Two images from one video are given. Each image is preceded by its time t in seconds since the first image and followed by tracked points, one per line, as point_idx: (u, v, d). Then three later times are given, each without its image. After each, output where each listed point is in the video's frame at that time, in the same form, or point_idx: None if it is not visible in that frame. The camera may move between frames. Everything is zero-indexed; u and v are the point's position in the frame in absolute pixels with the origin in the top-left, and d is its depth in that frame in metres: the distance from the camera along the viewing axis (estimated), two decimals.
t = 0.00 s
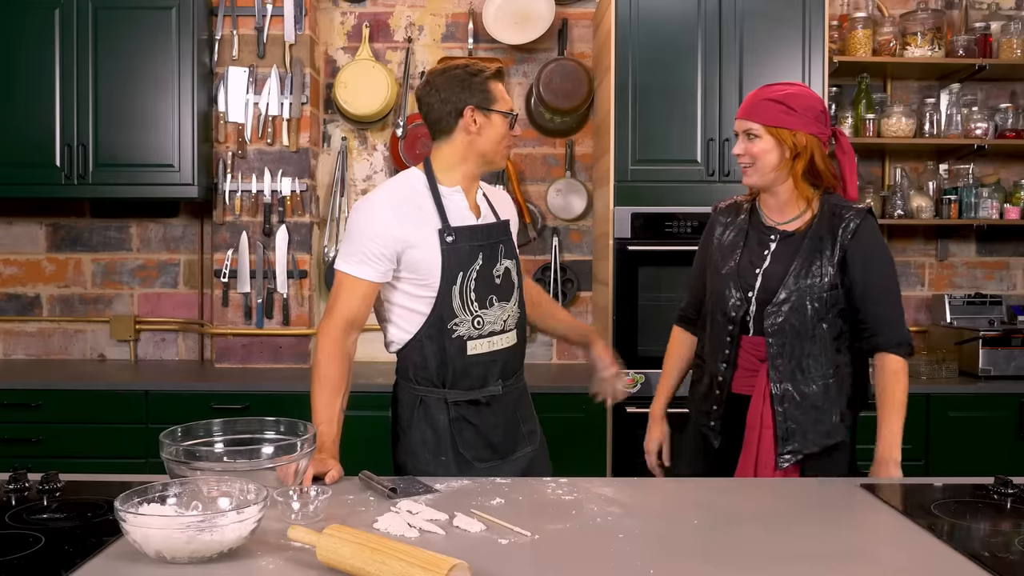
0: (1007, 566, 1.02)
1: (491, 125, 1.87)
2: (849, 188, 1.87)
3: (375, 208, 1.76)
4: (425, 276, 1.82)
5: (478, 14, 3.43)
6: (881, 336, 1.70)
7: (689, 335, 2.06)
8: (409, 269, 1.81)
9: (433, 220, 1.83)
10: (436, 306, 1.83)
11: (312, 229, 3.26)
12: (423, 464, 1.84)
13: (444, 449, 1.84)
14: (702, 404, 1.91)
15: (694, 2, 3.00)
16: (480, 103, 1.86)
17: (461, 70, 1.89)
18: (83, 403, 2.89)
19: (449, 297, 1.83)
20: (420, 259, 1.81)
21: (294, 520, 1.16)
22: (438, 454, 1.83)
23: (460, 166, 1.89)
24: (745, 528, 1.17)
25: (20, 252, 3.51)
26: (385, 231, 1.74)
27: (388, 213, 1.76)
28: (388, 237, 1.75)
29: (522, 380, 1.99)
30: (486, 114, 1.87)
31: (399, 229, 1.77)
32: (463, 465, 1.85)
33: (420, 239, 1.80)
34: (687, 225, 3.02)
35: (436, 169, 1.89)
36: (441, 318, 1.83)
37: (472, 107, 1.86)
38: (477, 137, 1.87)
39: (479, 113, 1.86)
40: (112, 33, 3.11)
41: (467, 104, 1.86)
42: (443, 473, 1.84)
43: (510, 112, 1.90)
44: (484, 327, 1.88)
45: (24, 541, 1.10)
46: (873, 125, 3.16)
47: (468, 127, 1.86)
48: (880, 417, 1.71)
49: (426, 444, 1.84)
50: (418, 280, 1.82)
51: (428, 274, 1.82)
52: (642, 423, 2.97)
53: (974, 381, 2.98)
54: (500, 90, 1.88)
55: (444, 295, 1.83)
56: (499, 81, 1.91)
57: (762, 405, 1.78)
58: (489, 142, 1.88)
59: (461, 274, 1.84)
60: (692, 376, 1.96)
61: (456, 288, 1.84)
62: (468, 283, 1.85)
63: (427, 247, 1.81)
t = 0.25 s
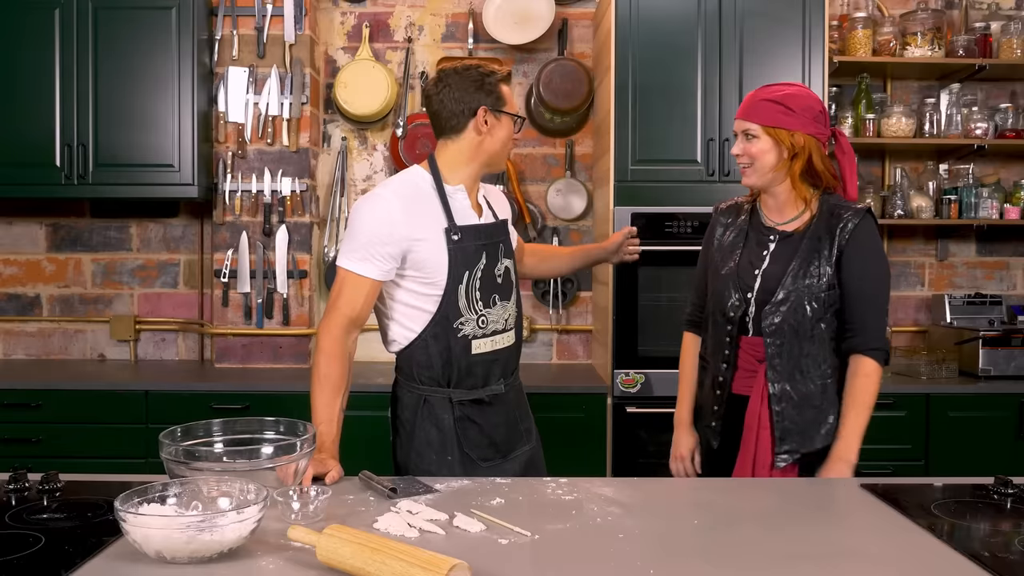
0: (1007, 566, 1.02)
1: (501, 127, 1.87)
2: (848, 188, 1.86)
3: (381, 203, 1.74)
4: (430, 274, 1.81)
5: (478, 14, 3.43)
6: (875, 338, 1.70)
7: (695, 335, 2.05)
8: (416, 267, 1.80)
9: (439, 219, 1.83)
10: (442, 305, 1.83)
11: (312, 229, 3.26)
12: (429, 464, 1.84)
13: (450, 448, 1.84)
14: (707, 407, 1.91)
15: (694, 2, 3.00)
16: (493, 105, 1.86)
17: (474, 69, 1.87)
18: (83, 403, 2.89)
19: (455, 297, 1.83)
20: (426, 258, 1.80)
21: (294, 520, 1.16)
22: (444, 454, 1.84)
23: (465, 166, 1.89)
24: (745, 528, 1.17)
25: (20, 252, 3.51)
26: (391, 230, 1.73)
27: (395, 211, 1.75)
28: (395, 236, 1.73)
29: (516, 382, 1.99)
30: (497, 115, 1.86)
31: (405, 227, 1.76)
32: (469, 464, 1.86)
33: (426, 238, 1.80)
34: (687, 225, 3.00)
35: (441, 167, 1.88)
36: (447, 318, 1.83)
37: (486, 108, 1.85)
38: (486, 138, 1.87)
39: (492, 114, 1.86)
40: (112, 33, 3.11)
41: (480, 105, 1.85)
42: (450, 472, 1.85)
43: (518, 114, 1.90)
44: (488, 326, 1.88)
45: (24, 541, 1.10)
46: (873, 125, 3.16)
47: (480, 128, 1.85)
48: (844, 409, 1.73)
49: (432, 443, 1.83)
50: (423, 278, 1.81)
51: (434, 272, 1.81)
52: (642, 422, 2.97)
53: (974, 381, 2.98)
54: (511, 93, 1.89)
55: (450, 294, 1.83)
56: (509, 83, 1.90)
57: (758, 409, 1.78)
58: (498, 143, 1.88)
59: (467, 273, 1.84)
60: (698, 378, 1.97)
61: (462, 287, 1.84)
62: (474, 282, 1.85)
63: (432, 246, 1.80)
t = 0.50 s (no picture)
0: (1007, 566, 1.02)
1: (504, 129, 1.87)
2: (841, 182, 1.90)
3: (383, 205, 1.74)
4: (432, 276, 1.81)
5: (478, 14, 3.43)
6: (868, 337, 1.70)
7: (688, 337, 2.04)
8: (418, 269, 1.80)
9: (441, 221, 1.82)
10: (443, 309, 1.83)
11: (312, 229, 3.26)
12: (431, 466, 1.83)
13: (452, 451, 1.84)
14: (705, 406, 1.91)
15: (694, 2, 3.00)
16: (496, 107, 1.85)
17: (478, 72, 1.87)
18: (83, 403, 2.89)
19: (457, 300, 1.83)
20: (428, 260, 1.80)
21: (294, 520, 1.16)
22: (446, 457, 1.83)
23: (467, 168, 1.89)
24: (745, 528, 1.17)
25: (19, 252, 3.51)
26: (394, 232, 1.72)
27: (398, 213, 1.74)
28: (398, 237, 1.73)
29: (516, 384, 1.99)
30: (500, 118, 1.86)
31: (408, 229, 1.75)
32: (471, 466, 1.86)
33: (428, 240, 1.79)
34: (687, 225, 3.01)
35: (443, 169, 1.88)
36: (448, 321, 1.83)
37: (490, 111, 1.84)
38: (489, 141, 1.87)
39: (495, 117, 1.86)
40: (113, 33, 3.11)
41: (484, 108, 1.85)
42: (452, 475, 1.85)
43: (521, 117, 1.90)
44: (489, 328, 1.88)
45: (24, 541, 1.10)
46: (873, 125, 3.16)
47: (484, 130, 1.85)
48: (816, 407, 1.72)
49: (434, 446, 1.83)
50: (424, 280, 1.81)
51: (435, 274, 1.81)
52: (642, 422, 2.97)
53: (974, 381, 2.98)
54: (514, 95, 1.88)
55: (452, 297, 1.83)
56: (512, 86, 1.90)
57: (753, 408, 1.78)
58: (501, 145, 1.88)
59: (468, 276, 1.84)
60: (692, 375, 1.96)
61: (463, 290, 1.84)
62: (475, 285, 1.86)
63: (435, 248, 1.80)
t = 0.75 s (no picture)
0: (1007, 566, 1.02)
1: (504, 129, 1.87)
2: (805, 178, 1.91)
3: (383, 205, 1.74)
4: (429, 277, 1.81)
5: (478, 14, 3.43)
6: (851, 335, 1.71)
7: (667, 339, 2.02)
8: (416, 270, 1.80)
9: (440, 222, 1.82)
10: (442, 309, 1.83)
11: (312, 229, 3.26)
12: (429, 466, 1.83)
13: (449, 451, 1.84)
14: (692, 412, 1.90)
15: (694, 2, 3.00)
16: (496, 108, 1.85)
17: (478, 73, 1.87)
18: (83, 403, 2.89)
19: (455, 301, 1.83)
20: (426, 261, 1.80)
21: (294, 520, 1.16)
22: (444, 457, 1.83)
23: (467, 168, 1.88)
24: (745, 528, 1.16)
25: (20, 252, 3.51)
26: (393, 233, 1.72)
27: (397, 214, 1.74)
28: (396, 238, 1.72)
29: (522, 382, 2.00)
30: (500, 118, 1.86)
31: (406, 230, 1.75)
32: (468, 466, 1.86)
33: (426, 241, 1.79)
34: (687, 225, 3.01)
35: (443, 170, 1.88)
36: (446, 321, 1.83)
37: (490, 111, 1.84)
38: (489, 141, 1.86)
39: (495, 117, 1.85)
40: (113, 33, 3.11)
41: (484, 108, 1.85)
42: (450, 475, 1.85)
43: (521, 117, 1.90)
44: (488, 329, 1.88)
45: (24, 541, 1.10)
46: (873, 125, 3.16)
47: (484, 130, 1.85)
48: (832, 409, 1.74)
49: (432, 446, 1.83)
50: (423, 281, 1.81)
51: (433, 275, 1.81)
52: (642, 422, 2.97)
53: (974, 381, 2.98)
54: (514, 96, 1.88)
55: (450, 298, 1.83)
56: (512, 87, 1.90)
57: (745, 413, 1.77)
58: (502, 145, 1.88)
59: (467, 276, 1.84)
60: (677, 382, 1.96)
61: (462, 291, 1.84)
62: (474, 285, 1.85)
63: (433, 249, 1.80)
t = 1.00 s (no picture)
0: (1007, 566, 1.02)
1: (503, 130, 1.87)
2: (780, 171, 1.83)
3: (383, 205, 1.74)
4: (429, 277, 1.81)
5: (478, 14, 3.43)
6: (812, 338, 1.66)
7: (657, 337, 2.03)
8: (416, 270, 1.80)
9: (439, 222, 1.82)
10: (442, 310, 1.83)
11: (312, 229, 3.26)
12: (430, 467, 1.83)
13: (450, 452, 1.84)
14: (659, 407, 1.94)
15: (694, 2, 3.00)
16: (496, 108, 1.85)
17: (477, 73, 1.88)
18: (83, 403, 2.89)
19: (455, 301, 1.83)
20: (425, 261, 1.80)
21: (294, 520, 1.16)
22: (444, 457, 1.83)
23: (466, 169, 1.88)
24: (745, 528, 1.16)
25: (20, 251, 3.51)
26: (392, 233, 1.72)
27: (396, 214, 1.74)
28: (395, 239, 1.72)
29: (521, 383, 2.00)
30: (500, 118, 1.86)
31: (405, 230, 1.75)
32: (469, 467, 1.85)
33: (426, 241, 1.79)
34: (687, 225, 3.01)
35: (443, 171, 1.88)
36: (446, 322, 1.83)
37: (489, 111, 1.84)
38: (488, 141, 1.86)
39: (495, 117, 1.86)
40: (112, 33, 3.11)
41: (484, 108, 1.85)
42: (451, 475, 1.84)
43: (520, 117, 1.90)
44: (488, 329, 1.89)
45: (24, 541, 1.10)
46: (873, 125, 3.16)
47: (484, 130, 1.85)
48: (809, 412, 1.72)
49: (433, 447, 1.83)
50: (423, 281, 1.81)
51: (433, 275, 1.81)
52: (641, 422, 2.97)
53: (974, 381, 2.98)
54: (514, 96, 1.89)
55: (450, 298, 1.83)
56: (512, 87, 1.90)
57: (705, 416, 1.78)
58: (501, 146, 1.88)
59: (467, 276, 1.84)
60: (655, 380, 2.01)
61: (462, 291, 1.84)
62: (474, 286, 1.85)
63: (432, 249, 1.80)
